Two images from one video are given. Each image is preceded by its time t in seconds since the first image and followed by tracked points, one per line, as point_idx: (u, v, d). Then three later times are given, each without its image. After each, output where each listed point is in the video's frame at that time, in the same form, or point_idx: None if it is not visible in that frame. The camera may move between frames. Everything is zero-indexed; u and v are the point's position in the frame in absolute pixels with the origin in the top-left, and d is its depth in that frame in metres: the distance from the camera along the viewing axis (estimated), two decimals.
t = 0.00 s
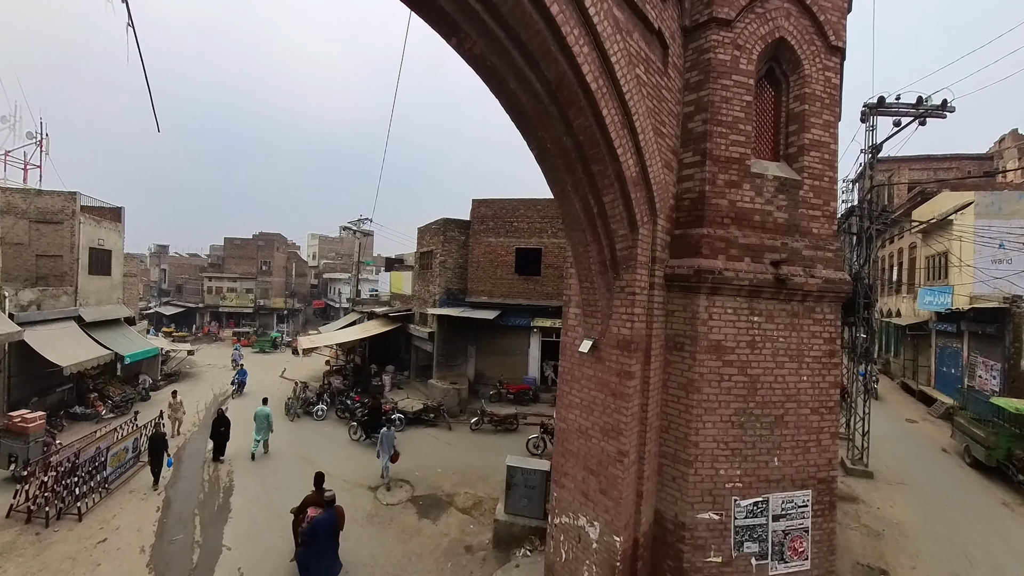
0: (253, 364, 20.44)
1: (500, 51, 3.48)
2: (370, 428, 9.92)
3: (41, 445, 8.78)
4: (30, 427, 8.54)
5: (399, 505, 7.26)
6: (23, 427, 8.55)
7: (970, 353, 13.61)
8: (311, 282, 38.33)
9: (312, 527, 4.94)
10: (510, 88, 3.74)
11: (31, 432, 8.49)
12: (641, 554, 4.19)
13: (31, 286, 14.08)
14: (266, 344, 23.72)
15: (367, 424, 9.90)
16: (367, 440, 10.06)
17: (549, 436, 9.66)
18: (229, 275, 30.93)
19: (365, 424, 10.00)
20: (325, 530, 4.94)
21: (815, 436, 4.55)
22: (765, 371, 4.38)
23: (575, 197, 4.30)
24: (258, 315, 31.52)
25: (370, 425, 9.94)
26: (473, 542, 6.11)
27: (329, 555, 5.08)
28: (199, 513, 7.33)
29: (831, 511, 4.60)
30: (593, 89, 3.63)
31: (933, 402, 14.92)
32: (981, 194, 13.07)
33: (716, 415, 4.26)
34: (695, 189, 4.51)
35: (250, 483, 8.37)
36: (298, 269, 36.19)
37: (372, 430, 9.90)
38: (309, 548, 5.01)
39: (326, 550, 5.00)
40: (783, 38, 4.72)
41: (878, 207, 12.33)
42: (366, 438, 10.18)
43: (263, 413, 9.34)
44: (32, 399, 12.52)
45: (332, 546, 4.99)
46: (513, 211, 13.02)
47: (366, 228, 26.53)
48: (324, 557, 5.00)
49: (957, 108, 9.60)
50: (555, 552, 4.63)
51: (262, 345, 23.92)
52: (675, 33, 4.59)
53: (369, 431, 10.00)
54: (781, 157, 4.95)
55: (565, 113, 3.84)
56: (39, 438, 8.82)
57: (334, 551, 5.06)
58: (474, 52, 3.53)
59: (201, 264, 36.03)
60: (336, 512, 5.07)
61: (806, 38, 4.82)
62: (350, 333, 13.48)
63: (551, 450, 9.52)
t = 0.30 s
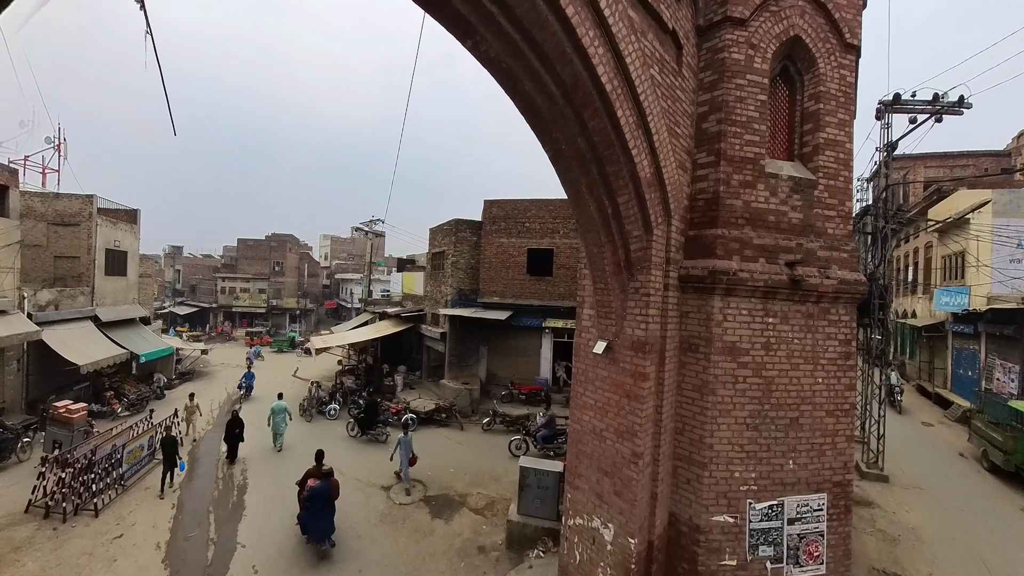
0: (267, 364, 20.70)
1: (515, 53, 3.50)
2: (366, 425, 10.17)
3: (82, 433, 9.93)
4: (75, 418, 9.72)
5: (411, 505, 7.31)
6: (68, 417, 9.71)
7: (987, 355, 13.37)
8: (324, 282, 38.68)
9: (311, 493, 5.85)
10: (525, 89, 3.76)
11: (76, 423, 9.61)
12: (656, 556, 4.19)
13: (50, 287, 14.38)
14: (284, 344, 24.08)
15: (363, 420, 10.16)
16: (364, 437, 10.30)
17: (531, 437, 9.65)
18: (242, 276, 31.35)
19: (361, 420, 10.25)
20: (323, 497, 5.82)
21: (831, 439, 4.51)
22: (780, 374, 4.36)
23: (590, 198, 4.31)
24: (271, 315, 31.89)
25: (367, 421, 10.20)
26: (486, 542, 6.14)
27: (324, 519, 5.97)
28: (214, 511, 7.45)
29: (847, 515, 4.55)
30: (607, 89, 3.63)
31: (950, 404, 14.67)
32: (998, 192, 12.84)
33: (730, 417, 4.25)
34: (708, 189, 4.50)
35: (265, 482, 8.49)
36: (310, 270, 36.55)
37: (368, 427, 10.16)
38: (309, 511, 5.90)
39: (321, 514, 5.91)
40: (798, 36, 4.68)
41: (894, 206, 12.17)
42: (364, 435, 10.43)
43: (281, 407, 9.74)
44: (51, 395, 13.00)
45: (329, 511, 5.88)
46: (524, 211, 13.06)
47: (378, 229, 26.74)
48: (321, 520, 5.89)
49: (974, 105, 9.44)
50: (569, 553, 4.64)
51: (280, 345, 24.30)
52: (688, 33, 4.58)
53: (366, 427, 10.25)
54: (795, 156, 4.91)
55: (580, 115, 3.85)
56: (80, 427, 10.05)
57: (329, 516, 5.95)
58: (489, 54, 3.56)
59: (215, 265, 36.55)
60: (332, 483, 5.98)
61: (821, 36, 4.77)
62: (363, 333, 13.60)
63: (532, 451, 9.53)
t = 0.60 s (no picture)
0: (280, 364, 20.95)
1: (530, 56, 3.53)
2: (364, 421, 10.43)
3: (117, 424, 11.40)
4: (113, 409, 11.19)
5: (423, 505, 7.36)
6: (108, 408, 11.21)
7: (1004, 357, 13.13)
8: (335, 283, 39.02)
9: (313, 471, 6.77)
10: (541, 91, 3.78)
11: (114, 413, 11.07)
12: (671, 558, 4.20)
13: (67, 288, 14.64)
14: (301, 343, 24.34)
15: (361, 417, 10.43)
16: (362, 433, 10.55)
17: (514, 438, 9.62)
18: (255, 276, 31.75)
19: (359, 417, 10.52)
20: (326, 473, 6.74)
21: (846, 442, 4.47)
22: (795, 375, 4.33)
23: (604, 199, 4.33)
24: (284, 315, 32.26)
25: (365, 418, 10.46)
26: (499, 543, 6.17)
27: (328, 493, 6.85)
28: (228, 509, 7.56)
29: (862, 519, 4.52)
30: (622, 91, 3.65)
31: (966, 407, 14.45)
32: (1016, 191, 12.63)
33: (745, 419, 4.23)
34: (723, 190, 4.48)
35: (279, 481, 8.60)
36: (322, 270, 36.88)
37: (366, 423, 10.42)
38: (313, 487, 6.79)
39: (324, 488, 6.78)
40: (812, 35, 4.65)
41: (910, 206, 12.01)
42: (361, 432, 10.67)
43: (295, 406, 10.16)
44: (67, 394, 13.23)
45: (331, 485, 6.77)
46: (535, 212, 13.09)
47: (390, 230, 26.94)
48: (324, 494, 6.78)
49: (991, 102, 9.30)
50: (583, 555, 4.67)
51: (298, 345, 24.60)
52: (702, 33, 4.57)
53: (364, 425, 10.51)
54: (809, 156, 4.88)
55: (595, 116, 3.86)
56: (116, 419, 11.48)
57: (331, 490, 6.83)
58: (504, 57, 3.59)
59: (228, 265, 37.07)
60: (331, 461, 6.90)
61: (836, 34, 4.74)
62: (375, 334, 13.71)
63: (514, 452, 9.60)
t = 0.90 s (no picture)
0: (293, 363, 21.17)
1: (547, 56, 3.53)
2: (364, 419, 10.62)
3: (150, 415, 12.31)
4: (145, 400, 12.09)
5: (435, 506, 7.39)
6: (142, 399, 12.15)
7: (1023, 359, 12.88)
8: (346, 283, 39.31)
9: (318, 454, 7.65)
10: (557, 90, 3.78)
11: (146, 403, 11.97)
12: (686, 562, 4.18)
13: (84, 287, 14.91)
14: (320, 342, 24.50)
15: (361, 415, 10.63)
16: (362, 431, 10.72)
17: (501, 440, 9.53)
18: (267, 277, 32.11)
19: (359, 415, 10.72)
20: (329, 455, 7.63)
21: (863, 445, 4.41)
22: (812, 377, 4.28)
23: (620, 199, 4.32)
24: (296, 315, 32.56)
25: (364, 416, 10.65)
26: (512, 545, 6.17)
27: (332, 472, 7.77)
28: (242, 507, 7.65)
29: (880, 523, 4.46)
30: (639, 91, 3.64)
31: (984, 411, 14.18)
32: None
33: (761, 421, 4.20)
34: (739, 190, 4.45)
35: (293, 480, 8.69)
36: (333, 271, 37.16)
37: (365, 420, 10.61)
38: (319, 467, 7.66)
39: (329, 468, 7.70)
40: (829, 32, 4.60)
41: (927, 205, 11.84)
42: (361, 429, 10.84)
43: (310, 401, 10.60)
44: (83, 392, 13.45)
45: (334, 465, 7.68)
46: (547, 211, 13.08)
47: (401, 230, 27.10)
48: (329, 472, 7.69)
49: (1011, 98, 9.12)
50: (598, 557, 4.66)
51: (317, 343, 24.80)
52: (718, 31, 4.54)
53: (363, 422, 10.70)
54: (826, 155, 4.82)
55: (611, 116, 3.85)
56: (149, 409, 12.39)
57: (335, 469, 7.76)
58: (521, 56, 3.60)
59: (241, 265, 37.53)
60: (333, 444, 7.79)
61: (853, 31, 4.67)
62: (386, 334, 13.80)
63: (499, 454, 9.53)
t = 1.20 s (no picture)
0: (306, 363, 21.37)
1: (565, 54, 3.52)
2: (362, 417, 10.88)
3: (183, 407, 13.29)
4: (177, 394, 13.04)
5: (446, 506, 7.41)
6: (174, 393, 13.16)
7: None
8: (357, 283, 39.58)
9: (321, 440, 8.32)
10: (574, 89, 3.77)
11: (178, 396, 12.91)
12: (703, 566, 4.14)
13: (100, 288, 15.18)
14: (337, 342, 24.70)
15: (360, 413, 10.88)
16: (360, 428, 10.99)
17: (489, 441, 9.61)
18: (279, 277, 32.44)
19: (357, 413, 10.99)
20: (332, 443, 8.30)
21: (882, 449, 4.34)
22: (830, 379, 4.22)
23: (637, 199, 4.29)
24: (307, 315, 32.85)
25: (363, 414, 10.90)
26: (525, 546, 6.16)
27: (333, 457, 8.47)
28: (254, 506, 7.73)
29: (899, 528, 4.38)
30: (657, 90, 3.62)
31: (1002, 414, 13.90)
32: None
33: (779, 424, 4.15)
34: (756, 189, 4.40)
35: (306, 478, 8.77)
36: (344, 271, 37.42)
37: (364, 418, 10.88)
38: (321, 452, 8.33)
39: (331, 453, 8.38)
40: (846, 29, 4.53)
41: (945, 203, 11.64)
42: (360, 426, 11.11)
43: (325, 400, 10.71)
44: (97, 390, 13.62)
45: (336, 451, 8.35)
46: (557, 212, 13.06)
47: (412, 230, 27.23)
48: (330, 457, 8.37)
49: None
50: (614, 560, 4.64)
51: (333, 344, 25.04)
52: (734, 28, 4.49)
53: (362, 420, 10.96)
54: (843, 153, 4.75)
55: (629, 114, 3.83)
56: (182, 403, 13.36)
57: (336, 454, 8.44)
58: (539, 55, 3.59)
59: (254, 266, 37.95)
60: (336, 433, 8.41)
61: (871, 27, 4.60)
62: (398, 334, 13.88)
63: (488, 455, 9.54)
